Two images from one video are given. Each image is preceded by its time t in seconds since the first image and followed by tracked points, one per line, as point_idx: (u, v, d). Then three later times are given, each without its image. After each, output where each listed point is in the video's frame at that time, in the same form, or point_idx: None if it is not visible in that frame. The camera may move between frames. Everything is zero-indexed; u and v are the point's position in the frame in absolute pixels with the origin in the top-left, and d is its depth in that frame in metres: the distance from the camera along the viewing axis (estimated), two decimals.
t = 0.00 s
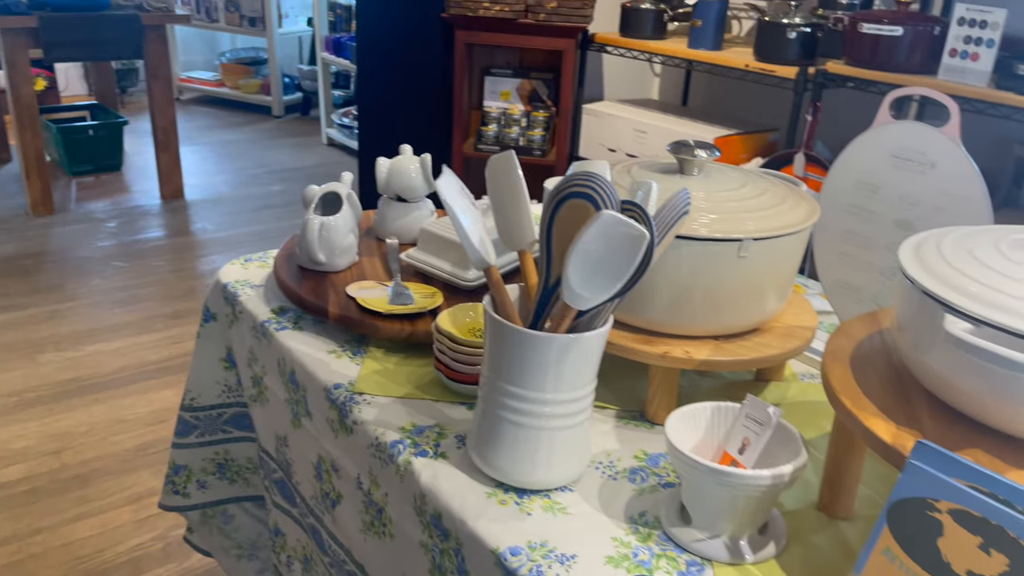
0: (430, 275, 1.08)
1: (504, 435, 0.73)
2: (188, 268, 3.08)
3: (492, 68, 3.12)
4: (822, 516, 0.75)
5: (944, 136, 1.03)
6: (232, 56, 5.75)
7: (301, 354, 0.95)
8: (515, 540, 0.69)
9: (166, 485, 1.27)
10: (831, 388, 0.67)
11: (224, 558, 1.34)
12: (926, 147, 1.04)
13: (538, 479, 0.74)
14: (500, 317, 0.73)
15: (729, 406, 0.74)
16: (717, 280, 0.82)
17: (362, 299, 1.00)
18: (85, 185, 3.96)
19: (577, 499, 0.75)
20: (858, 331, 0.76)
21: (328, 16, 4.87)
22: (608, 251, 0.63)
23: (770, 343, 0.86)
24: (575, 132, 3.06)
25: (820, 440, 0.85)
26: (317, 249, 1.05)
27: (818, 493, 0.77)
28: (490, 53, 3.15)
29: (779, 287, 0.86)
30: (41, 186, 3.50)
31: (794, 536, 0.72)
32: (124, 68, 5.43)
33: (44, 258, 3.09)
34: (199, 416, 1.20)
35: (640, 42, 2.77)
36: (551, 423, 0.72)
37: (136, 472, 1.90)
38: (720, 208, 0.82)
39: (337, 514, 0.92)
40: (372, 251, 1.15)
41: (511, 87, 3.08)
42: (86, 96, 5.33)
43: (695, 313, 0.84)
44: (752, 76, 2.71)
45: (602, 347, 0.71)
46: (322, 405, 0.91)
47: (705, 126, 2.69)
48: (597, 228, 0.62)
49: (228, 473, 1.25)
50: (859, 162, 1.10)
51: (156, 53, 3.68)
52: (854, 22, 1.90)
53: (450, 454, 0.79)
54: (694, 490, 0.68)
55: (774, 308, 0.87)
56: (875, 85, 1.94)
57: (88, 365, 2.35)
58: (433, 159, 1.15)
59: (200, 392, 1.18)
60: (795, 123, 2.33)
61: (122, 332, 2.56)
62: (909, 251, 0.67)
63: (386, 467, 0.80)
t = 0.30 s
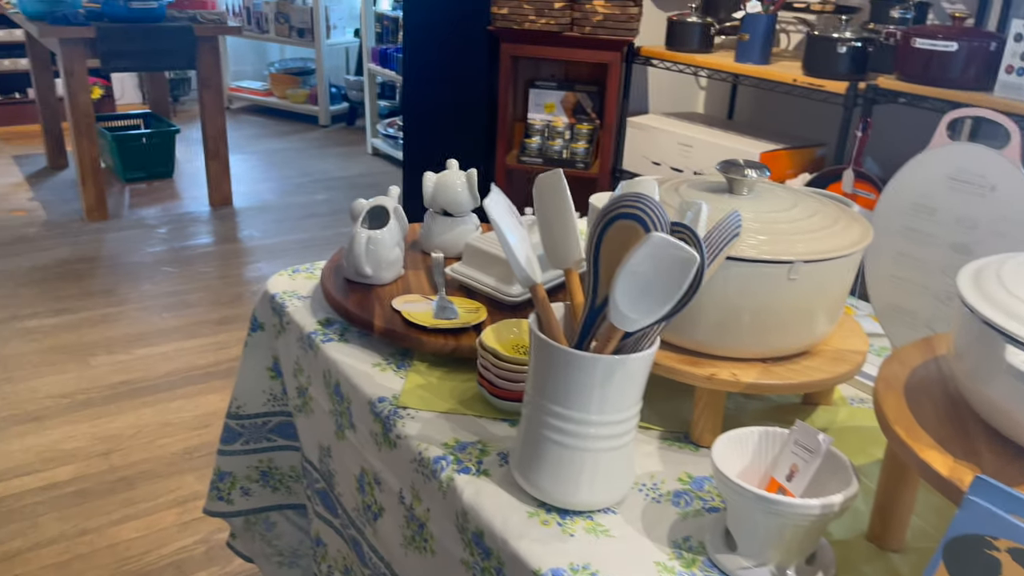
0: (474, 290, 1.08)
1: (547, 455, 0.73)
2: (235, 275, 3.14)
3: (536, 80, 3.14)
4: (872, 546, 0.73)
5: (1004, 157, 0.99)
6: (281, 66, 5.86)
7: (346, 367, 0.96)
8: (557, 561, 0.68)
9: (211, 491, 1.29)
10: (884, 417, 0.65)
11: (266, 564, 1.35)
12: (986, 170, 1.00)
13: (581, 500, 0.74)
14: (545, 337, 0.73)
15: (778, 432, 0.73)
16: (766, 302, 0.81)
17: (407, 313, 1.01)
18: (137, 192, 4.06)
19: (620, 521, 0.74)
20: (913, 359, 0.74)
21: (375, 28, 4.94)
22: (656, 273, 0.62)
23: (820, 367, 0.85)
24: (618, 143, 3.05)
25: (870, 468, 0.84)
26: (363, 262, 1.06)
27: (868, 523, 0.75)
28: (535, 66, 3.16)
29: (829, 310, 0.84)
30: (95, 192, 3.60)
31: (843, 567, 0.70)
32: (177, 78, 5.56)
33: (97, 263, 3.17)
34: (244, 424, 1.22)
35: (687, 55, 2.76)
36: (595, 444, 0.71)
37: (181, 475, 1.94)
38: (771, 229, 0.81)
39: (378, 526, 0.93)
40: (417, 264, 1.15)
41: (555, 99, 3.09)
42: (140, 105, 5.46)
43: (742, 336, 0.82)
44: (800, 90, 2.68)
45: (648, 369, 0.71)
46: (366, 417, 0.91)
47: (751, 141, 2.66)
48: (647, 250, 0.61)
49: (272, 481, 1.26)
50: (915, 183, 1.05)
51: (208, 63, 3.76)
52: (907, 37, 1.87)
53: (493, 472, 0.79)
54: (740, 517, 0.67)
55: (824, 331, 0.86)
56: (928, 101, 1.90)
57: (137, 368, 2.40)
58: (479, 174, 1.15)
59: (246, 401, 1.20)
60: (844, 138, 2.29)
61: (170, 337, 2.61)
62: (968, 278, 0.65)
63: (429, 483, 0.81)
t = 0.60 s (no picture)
0: (513, 305, 1.08)
1: (587, 477, 0.72)
2: (274, 282, 3.17)
3: (575, 91, 3.13)
4: None
5: None
6: (322, 75, 5.93)
7: (384, 380, 0.96)
8: None
9: (247, 499, 1.30)
10: (938, 447, 0.63)
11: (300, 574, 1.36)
12: None
13: (621, 524, 0.72)
14: (587, 357, 0.72)
15: (824, 458, 0.71)
16: (811, 324, 0.79)
17: (446, 327, 1.01)
18: (180, 198, 4.13)
19: (660, 546, 0.73)
20: (966, 386, 0.72)
21: (415, 38, 4.97)
22: (702, 295, 0.61)
23: (866, 392, 0.83)
24: (656, 157, 3.05)
25: (919, 497, 0.81)
26: (402, 275, 1.06)
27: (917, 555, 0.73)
28: (573, 77, 3.14)
29: (877, 333, 0.82)
30: (140, 198, 3.67)
31: None
32: (221, 86, 5.66)
33: (140, 267, 3.23)
34: (281, 433, 1.23)
35: (728, 67, 2.74)
36: (636, 467, 0.70)
37: (218, 481, 1.96)
38: (817, 250, 0.79)
39: (414, 541, 0.93)
40: (456, 277, 1.15)
41: (594, 111, 3.08)
42: (184, 112, 5.57)
43: (787, 358, 0.81)
44: (844, 104, 2.64)
45: (691, 392, 0.70)
46: (403, 432, 0.91)
47: (793, 154, 2.63)
48: (692, 273, 0.60)
49: (307, 490, 1.27)
50: (968, 206, 1.02)
51: (251, 73, 3.82)
52: (955, 51, 1.83)
53: (531, 492, 0.78)
54: (785, 546, 0.65)
55: (872, 354, 0.84)
56: (978, 116, 1.86)
57: (177, 373, 2.44)
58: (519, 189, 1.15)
59: (284, 410, 1.21)
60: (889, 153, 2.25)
61: (210, 342, 2.64)
62: None
63: (466, 500, 0.80)
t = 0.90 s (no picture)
0: (547, 320, 1.06)
1: (625, 501, 0.70)
2: (305, 289, 3.19)
3: (608, 102, 3.10)
4: None
5: None
6: (355, 83, 5.97)
7: (417, 395, 0.95)
8: None
9: (278, 510, 1.30)
10: (995, 479, 0.60)
11: None
12: None
13: (659, 550, 0.71)
14: (627, 379, 0.70)
15: (872, 487, 0.69)
16: (858, 347, 0.77)
17: (480, 342, 0.99)
18: (214, 205, 4.17)
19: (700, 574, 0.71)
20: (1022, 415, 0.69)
21: (448, 47, 4.99)
22: (750, 319, 0.59)
23: (915, 418, 0.80)
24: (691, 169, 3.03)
25: (970, 529, 0.78)
26: (437, 289, 1.05)
27: None
28: (607, 87, 3.11)
29: (927, 356, 0.79)
30: (175, 205, 3.71)
31: None
32: (255, 94, 5.72)
33: (174, 273, 3.26)
34: (313, 445, 1.22)
35: (764, 78, 2.70)
36: (676, 492, 0.68)
37: (248, 488, 1.96)
38: (865, 271, 0.77)
39: (445, 560, 0.91)
40: (490, 292, 1.13)
41: (627, 121, 3.05)
42: (219, 119, 5.64)
43: (832, 381, 0.78)
44: (883, 116, 2.60)
45: (735, 417, 0.68)
46: (436, 449, 0.90)
47: (830, 167, 2.60)
48: (740, 295, 0.58)
49: (337, 503, 1.26)
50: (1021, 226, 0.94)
51: (286, 81, 3.85)
52: (1000, 64, 1.79)
53: (566, 514, 0.76)
54: None
55: (921, 379, 0.81)
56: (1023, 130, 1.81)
57: (208, 379, 2.45)
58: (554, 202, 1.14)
59: (316, 422, 1.20)
60: (930, 167, 2.21)
61: (241, 349, 2.66)
62: None
63: (500, 521, 0.79)
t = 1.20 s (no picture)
0: (577, 339, 1.03)
1: (660, 533, 0.68)
2: (329, 298, 3.19)
3: (634, 113, 3.07)
4: None
5: None
6: (380, 92, 5.99)
7: (445, 415, 0.93)
8: None
9: (300, 526, 1.29)
10: None
11: None
12: None
13: None
14: (664, 408, 0.68)
15: (920, 525, 0.67)
16: (904, 375, 0.74)
17: (509, 361, 0.97)
18: (239, 212, 4.20)
19: None
20: None
21: (473, 57, 4.99)
22: (796, 351, 0.57)
23: (962, 450, 0.77)
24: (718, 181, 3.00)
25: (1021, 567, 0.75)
26: (466, 306, 1.03)
27: None
28: (634, 98, 3.08)
29: (976, 386, 0.76)
30: (201, 212, 3.73)
31: None
32: (281, 102, 5.76)
33: (199, 280, 3.27)
34: (337, 462, 1.21)
35: (794, 90, 2.67)
36: (714, 526, 0.66)
37: (270, 500, 1.96)
38: (912, 297, 0.74)
39: None
40: (519, 309, 1.11)
41: (653, 132, 3.03)
42: (245, 127, 5.68)
43: (875, 411, 0.76)
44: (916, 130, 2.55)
45: (776, 449, 0.65)
46: (464, 472, 0.88)
47: (861, 181, 2.56)
48: (786, 325, 0.56)
49: (361, 520, 1.25)
50: None
51: (312, 90, 3.86)
52: None
53: (598, 544, 0.74)
54: None
55: (968, 409, 0.78)
56: None
57: (232, 388, 2.45)
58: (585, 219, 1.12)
59: (340, 438, 1.19)
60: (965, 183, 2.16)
61: (265, 358, 2.66)
62: None
63: (529, 550, 0.76)
